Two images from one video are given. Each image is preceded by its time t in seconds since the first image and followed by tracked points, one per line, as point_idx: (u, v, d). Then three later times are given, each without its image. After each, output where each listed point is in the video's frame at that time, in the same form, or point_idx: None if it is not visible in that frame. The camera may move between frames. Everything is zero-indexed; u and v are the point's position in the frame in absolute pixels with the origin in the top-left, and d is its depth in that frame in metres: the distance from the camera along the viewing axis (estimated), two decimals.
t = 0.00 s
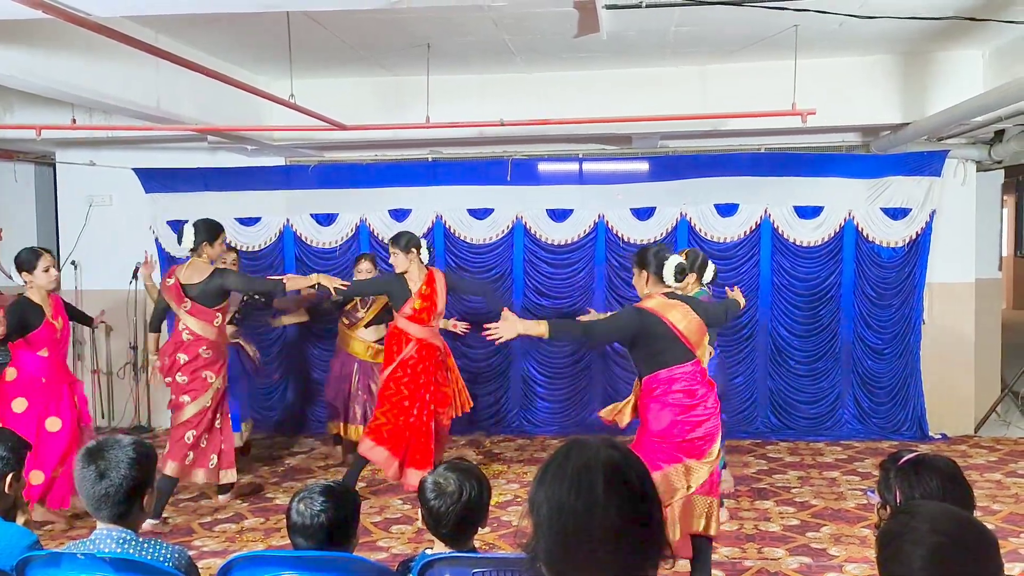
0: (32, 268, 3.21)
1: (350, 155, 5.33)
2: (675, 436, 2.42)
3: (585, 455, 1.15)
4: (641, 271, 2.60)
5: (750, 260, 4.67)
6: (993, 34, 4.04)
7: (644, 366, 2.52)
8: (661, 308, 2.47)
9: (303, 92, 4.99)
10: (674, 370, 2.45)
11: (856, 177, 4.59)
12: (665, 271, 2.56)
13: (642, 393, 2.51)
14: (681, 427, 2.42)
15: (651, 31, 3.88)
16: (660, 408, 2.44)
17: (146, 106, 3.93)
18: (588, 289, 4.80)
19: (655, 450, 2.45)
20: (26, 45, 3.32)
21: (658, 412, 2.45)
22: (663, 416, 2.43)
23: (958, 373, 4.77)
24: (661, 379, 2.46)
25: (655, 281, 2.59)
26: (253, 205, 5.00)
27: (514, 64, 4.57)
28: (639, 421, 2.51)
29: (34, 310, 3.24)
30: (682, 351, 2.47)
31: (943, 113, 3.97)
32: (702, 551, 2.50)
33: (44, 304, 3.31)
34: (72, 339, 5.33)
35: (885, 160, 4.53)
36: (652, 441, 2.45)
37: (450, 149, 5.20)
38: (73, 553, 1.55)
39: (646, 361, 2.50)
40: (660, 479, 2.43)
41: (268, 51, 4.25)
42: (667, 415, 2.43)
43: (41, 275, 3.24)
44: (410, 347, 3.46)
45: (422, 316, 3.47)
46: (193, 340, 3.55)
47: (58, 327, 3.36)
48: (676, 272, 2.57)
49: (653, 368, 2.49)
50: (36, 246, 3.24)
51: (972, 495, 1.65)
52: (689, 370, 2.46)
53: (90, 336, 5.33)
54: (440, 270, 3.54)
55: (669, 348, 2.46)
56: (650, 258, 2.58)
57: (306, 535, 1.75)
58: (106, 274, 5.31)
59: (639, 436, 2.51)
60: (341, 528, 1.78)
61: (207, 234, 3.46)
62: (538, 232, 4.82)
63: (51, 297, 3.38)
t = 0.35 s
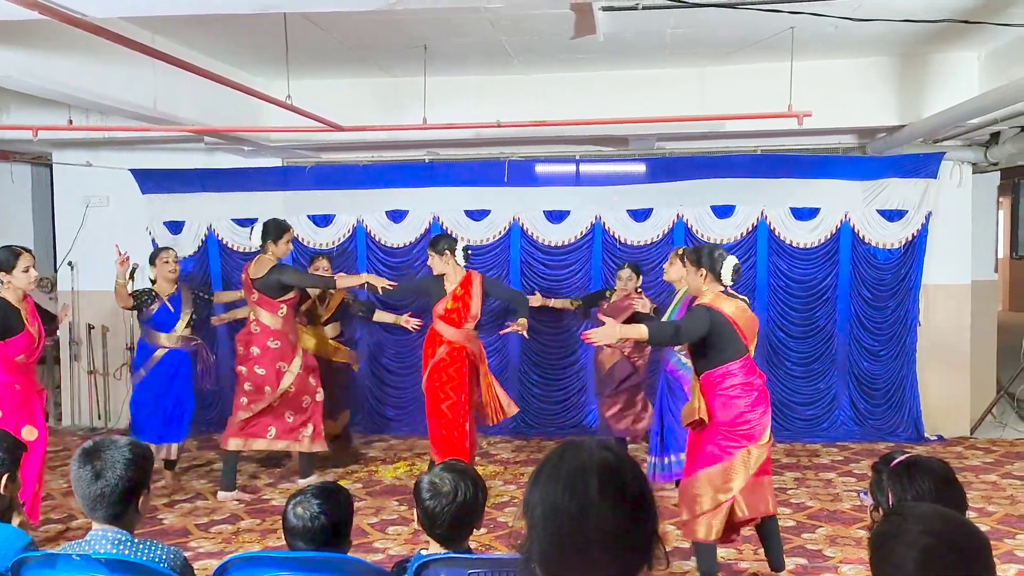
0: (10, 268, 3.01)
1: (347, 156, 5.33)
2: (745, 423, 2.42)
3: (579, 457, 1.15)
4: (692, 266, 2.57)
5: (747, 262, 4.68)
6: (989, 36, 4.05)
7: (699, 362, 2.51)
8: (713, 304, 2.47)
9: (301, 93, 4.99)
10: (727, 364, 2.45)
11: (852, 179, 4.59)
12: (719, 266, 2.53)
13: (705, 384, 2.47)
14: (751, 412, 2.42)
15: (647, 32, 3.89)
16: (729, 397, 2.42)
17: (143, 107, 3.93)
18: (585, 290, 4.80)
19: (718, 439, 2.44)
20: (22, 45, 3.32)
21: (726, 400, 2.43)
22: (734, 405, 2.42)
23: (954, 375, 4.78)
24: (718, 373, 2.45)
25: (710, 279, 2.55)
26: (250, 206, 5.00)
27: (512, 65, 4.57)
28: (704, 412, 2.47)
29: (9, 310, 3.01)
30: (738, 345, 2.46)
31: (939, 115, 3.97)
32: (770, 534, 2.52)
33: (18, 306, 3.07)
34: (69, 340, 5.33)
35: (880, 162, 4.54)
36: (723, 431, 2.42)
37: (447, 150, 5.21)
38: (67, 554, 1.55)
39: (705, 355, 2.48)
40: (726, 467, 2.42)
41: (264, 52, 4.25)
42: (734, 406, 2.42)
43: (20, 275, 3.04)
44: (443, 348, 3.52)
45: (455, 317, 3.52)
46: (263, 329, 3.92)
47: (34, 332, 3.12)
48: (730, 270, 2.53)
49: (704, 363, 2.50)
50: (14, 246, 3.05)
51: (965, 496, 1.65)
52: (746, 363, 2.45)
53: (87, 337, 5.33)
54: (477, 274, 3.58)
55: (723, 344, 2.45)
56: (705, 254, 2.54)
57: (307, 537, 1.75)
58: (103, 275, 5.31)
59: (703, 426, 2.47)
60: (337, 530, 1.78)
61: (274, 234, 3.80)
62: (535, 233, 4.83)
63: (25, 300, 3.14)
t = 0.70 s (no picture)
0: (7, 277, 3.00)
1: (343, 156, 5.33)
2: (795, 414, 2.66)
3: (572, 456, 1.15)
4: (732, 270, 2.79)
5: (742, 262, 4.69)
6: (983, 37, 4.06)
7: (745, 358, 2.72)
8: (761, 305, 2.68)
9: (296, 93, 4.98)
10: (770, 361, 2.67)
11: (847, 180, 4.60)
12: (762, 271, 2.77)
13: (756, 381, 2.66)
14: (797, 403, 2.66)
15: (642, 33, 3.89)
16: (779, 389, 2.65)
17: (137, 106, 3.92)
18: (580, 290, 4.80)
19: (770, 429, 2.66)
20: (16, 44, 3.31)
21: (778, 393, 2.64)
22: (785, 396, 2.64)
23: (949, 376, 4.79)
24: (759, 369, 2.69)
25: (752, 281, 2.78)
26: (245, 205, 4.99)
27: (507, 65, 4.57)
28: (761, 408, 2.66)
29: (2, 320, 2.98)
30: (780, 342, 2.69)
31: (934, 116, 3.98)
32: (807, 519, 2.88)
33: (6, 314, 3.05)
34: (64, 339, 5.31)
35: (874, 163, 4.55)
36: (775, 421, 2.64)
37: (442, 150, 5.21)
38: (60, 553, 1.55)
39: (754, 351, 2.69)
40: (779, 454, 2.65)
41: (259, 51, 4.25)
42: (784, 398, 2.64)
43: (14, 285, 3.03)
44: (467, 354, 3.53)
45: (474, 324, 3.52)
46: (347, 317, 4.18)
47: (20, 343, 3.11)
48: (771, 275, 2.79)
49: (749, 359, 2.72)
50: (12, 257, 3.05)
51: (957, 495, 1.65)
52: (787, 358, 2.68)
53: (81, 336, 5.32)
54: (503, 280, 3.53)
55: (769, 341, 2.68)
56: (748, 259, 2.76)
57: (300, 536, 1.75)
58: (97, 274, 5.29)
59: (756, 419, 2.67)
60: (332, 528, 1.78)
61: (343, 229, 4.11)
62: (531, 233, 4.83)
63: (12, 311, 3.12)
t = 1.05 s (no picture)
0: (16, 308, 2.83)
1: (338, 156, 5.32)
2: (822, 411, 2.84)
3: (567, 456, 1.15)
4: (750, 284, 2.97)
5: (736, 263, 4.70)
6: (979, 39, 4.07)
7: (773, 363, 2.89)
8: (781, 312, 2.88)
9: (291, 92, 4.98)
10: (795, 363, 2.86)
11: (842, 181, 4.61)
12: (774, 283, 2.97)
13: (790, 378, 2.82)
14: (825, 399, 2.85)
15: (638, 33, 3.90)
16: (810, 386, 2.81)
17: (132, 105, 3.90)
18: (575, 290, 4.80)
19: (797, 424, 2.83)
20: (10, 43, 3.31)
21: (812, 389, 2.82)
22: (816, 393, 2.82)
23: (943, 376, 4.81)
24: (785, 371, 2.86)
25: (766, 293, 2.97)
26: (240, 205, 4.98)
27: (503, 66, 4.57)
28: (795, 402, 2.81)
29: (3, 351, 2.71)
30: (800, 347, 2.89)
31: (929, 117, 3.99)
32: (788, 523, 2.83)
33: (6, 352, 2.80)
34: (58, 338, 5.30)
35: (869, 164, 4.56)
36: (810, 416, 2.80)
37: (438, 150, 5.21)
38: (54, 553, 1.54)
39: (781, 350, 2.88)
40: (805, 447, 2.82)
41: (254, 51, 4.25)
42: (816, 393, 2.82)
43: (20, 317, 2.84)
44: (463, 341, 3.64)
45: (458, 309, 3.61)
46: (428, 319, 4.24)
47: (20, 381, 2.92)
48: (779, 286, 3.00)
49: (775, 363, 2.89)
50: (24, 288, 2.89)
51: (949, 495, 1.66)
52: (808, 359, 2.87)
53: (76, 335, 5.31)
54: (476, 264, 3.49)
55: (791, 345, 2.88)
56: (762, 274, 2.95)
57: (293, 535, 1.74)
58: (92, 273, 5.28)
59: (790, 414, 2.82)
60: (326, 527, 1.78)
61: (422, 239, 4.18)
62: (526, 233, 4.83)
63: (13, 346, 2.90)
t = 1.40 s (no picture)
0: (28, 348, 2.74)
1: (334, 155, 5.32)
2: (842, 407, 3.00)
3: (566, 457, 1.14)
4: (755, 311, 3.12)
5: (732, 263, 4.71)
6: (975, 40, 4.08)
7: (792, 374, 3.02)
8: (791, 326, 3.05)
9: (288, 91, 4.97)
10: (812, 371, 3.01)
11: (838, 182, 4.62)
12: (772, 307, 3.15)
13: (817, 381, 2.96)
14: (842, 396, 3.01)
15: (635, 33, 3.90)
16: (830, 387, 2.95)
17: (129, 103, 3.89)
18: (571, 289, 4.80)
19: (818, 420, 2.99)
20: (7, 40, 3.29)
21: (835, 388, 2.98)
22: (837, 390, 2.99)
23: (938, 377, 4.82)
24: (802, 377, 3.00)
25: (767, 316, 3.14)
26: (236, 204, 4.96)
27: (501, 65, 4.57)
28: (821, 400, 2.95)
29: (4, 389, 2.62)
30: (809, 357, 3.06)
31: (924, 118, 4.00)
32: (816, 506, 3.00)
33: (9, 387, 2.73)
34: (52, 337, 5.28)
35: (865, 165, 4.57)
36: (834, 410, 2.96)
37: (434, 149, 5.21)
38: (50, 552, 1.53)
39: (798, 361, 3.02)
40: (829, 443, 2.97)
41: (252, 50, 4.24)
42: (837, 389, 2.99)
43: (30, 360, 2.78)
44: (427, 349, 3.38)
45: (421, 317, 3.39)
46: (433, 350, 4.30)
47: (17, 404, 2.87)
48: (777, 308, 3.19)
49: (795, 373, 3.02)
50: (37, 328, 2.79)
51: (944, 495, 1.66)
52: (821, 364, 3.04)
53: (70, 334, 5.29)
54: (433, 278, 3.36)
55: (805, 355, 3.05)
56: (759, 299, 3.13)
57: (288, 534, 1.74)
58: (87, 272, 5.26)
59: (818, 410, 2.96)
60: (321, 526, 1.77)
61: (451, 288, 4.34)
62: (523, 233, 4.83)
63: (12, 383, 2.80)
